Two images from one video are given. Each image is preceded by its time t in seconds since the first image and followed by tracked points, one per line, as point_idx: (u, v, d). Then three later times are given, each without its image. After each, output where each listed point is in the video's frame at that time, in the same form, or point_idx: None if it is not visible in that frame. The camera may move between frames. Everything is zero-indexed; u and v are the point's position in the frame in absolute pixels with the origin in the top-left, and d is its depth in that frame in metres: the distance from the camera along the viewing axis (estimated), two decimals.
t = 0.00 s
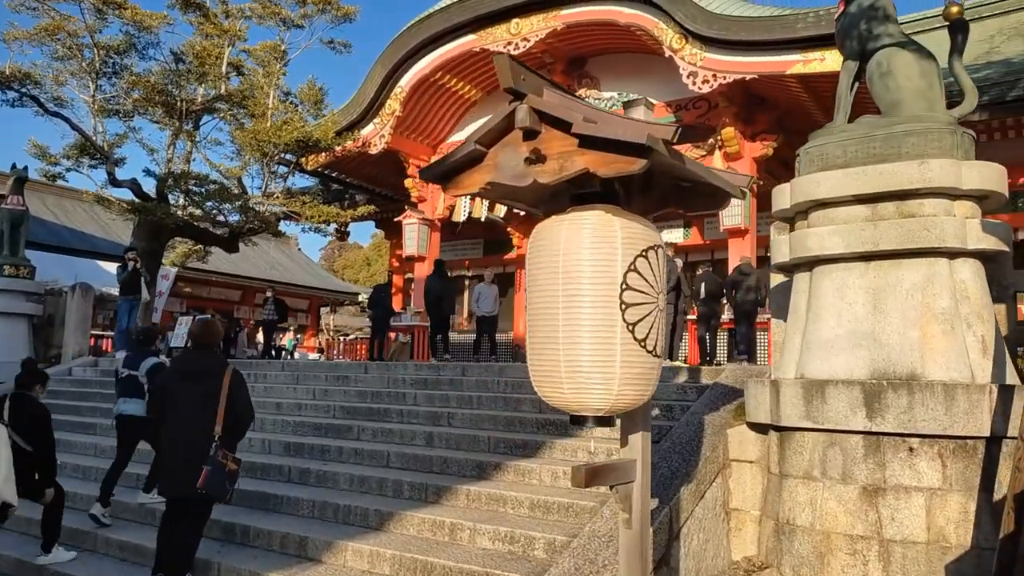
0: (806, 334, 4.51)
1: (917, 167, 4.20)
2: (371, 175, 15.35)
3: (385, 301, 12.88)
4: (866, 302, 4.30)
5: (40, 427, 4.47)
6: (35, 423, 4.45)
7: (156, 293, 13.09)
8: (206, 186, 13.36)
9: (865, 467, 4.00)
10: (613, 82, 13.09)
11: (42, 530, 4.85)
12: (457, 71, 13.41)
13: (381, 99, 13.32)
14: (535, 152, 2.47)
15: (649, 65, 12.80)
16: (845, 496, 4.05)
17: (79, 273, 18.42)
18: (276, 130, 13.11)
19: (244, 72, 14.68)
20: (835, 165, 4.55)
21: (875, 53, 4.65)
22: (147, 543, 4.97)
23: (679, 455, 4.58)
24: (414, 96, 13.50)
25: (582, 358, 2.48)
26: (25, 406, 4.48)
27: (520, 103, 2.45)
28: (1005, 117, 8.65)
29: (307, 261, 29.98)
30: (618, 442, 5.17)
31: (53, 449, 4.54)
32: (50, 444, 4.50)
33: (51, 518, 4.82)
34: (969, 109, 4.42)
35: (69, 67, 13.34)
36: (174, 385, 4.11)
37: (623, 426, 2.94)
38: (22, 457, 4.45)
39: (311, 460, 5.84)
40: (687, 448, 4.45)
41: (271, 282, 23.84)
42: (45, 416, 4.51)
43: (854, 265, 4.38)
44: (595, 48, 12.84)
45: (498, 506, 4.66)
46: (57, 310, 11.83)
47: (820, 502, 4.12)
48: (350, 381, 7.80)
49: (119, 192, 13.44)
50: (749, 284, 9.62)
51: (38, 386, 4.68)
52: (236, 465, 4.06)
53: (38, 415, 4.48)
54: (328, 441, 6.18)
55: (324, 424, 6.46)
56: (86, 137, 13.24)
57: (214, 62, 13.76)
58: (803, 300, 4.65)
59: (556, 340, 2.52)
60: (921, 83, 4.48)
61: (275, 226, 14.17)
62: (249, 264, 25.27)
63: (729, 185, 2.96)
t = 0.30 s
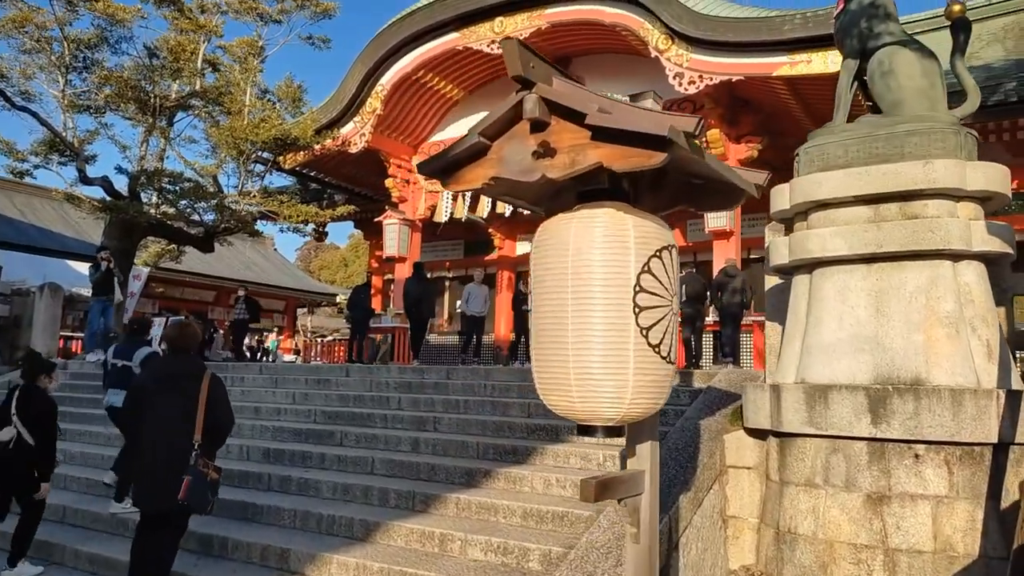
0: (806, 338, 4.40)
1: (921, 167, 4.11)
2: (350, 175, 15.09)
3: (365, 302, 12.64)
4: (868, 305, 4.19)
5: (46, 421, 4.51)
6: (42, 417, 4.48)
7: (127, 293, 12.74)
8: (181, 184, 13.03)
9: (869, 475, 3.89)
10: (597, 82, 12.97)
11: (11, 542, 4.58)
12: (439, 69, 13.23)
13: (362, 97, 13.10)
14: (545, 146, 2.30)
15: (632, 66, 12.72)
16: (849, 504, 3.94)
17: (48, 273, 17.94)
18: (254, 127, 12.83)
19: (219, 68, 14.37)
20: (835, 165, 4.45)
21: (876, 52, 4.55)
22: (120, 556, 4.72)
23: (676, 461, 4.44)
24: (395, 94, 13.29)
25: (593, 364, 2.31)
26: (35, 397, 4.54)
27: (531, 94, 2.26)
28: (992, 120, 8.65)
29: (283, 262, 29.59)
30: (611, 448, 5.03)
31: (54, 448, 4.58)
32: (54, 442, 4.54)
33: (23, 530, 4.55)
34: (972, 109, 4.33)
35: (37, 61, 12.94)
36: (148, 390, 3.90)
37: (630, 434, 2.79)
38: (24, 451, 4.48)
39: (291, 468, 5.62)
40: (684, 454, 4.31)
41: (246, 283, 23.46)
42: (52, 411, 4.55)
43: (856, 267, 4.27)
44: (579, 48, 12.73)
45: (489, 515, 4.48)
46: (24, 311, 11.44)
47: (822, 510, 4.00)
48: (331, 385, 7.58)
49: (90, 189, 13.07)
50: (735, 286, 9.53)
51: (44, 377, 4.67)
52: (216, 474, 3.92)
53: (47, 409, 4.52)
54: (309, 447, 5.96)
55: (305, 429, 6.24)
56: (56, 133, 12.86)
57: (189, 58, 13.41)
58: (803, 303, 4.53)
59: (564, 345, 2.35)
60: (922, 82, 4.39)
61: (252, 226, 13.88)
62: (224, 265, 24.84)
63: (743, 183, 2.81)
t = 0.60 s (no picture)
0: (811, 343, 4.29)
1: (930, 170, 4.02)
2: (331, 176, 14.85)
3: (345, 305, 12.39)
4: (876, 309, 4.09)
5: (39, 412, 4.60)
6: (32, 409, 4.58)
7: (102, 293, 12.40)
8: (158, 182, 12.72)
9: (879, 484, 3.79)
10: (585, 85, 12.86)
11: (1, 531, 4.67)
12: (425, 70, 13.08)
13: (345, 97, 12.90)
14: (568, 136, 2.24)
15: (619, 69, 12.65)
16: (858, 514, 3.83)
17: (18, 273, 17.48)
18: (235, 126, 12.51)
19: (199, 66, 14.10)
20: (842, 167, 4.34)
21: (881, 52, 4.46)
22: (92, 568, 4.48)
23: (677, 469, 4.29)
24: (379, 95, 13.10)
25: (616, 370, 2.17)
26: (26, 389, 4.63)
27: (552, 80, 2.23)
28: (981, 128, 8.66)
29: (260, 264, 29.16)
30: (608, 454, 4.88)
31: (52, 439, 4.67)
32: (48, 434, 4.63)
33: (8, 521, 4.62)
34: (979, 111, 4.26)
35: (11, 55, 12.59)
36: (130, 395, 3.69)
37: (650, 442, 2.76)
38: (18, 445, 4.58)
39: (275, 475, 5.41)
40: (687, 461, 4.17)
41: (223, 285, 23.06)
42: (45, 402, 4.64)
43: (863, 271, 4.17)
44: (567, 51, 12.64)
45: (484, 525, 4.31)
46: None
47: (830, 520, 3.89)
48: (314, 388, 7.36)
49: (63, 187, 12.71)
50: (723, 291, 9.45)
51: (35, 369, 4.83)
52: (201, 482, 3.72)
53: (38, 399, 4.61)
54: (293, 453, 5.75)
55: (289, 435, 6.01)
56: (29, 128, 12.50)
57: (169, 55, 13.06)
58: (807, 307, 4.43)
59: (584, 348, 2.20)
60: (929, 84, 4.31)
61: (231, 226, 13.58)
62: (199, 266, 24.41)
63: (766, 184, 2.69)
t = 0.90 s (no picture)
0: (820, 349, 4.22)
1: (942, 173, 3.96)
2: (314, 177, 14.63)
3: (328, 308, 12.16)
4: (886, 315, 4.02)
5: (37, 406, 4.58)
6: (31, 404, 4.56)
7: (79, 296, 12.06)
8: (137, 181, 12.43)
9: (891, 493, 3.71)
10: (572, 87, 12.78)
11: None
12: (411, 70, 12.97)
13: (330, 97, 12.71)
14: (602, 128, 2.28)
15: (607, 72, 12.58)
16: (870, 524, 3.75)
17: None
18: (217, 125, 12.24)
19: (179, 64, 13.82)
20: (850, 171, 4.25)
21: (889, 55, 4.41)
22: None
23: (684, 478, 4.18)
24: (364, 95, 12.94)
25: (652, 377, 2.07)
26: (22, 383, 4.61)
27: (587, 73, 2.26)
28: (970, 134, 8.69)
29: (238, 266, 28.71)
30: (611, 463, 4.77)
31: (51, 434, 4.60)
32: (47, 430, 4.58)
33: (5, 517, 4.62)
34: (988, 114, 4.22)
35: None
36: (121, 402, 3.51)
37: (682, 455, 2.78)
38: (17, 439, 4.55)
39: (265, 485, 5.23)
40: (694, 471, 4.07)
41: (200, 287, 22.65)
42: (43, 396, 4.63)
43: (873, 276, 4.10)
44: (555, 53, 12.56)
45: (486, 537, 4.18)
46: None
47: (842, 531, 3.81)
48: (303, 394, 7.17)
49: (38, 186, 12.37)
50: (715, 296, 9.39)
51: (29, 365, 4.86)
52: (191, 495, 3.52)
53: (37, 394, 4.60)
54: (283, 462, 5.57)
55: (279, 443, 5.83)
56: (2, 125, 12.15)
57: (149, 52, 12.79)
58: (815, 313, 4.36)
59: (618, 355, 2.10)
60: (938, 87, 4.26)
61: (211, 227, 13.31)
62: (176, 268, 23.96)
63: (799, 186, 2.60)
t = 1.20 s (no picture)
0: (830, 353, 4.15)
1: (955, 174, 3.90)
2: (296, 177, 14.44)
3: (309, 312, 11.92)
4: (898, 319, 3.94)
5: (32, 401, 4.47)
6: (27, 397, 4.45)
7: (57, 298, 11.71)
8: (114, 180, 12.11)
9: (906, 501, 3.63)
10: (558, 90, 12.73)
11: None
12: (396, 70, 12.83)
13: (313, 96, 12.48)
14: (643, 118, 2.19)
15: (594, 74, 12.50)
16: (884, 531, 3.66)
17: None
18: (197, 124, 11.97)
19: (156, 61, 13.52)
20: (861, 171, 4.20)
21: (897, 54, 4.36)
22: None
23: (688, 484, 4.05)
24: (348, 94, 12.77)
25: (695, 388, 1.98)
26: (15, 377, 4.48)
27: (628, 58, 2.17)
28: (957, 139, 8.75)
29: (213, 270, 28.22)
30: (614, 471, 4.66)
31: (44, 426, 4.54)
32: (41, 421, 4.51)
33: None
34: (997, 115, 4.17)
35: None
36: (111, 407, 3.33)
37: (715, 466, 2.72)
38: (12, 430, 4.47)
39: (254, 494, 5.05)
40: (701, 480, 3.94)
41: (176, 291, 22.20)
42: (38, 390, 4.50)
43: (883, 279, 4.02)
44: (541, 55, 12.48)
45: (491, 547, 4.04)
46: None
47: (855, 539, 3.71)
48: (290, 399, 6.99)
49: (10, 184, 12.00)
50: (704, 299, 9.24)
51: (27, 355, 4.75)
52: (184, 506, 3.34)
53: (31, 388, 4.47)
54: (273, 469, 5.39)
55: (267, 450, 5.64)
56: None
57: (126, 48, 12.49)
58: (823, 316, 4.29)
59: (658, 357, 2.01)
60: (947, 87, 4.22)
61: (190, 228, 13.02)
62: (151, 270, 23.48)
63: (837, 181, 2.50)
